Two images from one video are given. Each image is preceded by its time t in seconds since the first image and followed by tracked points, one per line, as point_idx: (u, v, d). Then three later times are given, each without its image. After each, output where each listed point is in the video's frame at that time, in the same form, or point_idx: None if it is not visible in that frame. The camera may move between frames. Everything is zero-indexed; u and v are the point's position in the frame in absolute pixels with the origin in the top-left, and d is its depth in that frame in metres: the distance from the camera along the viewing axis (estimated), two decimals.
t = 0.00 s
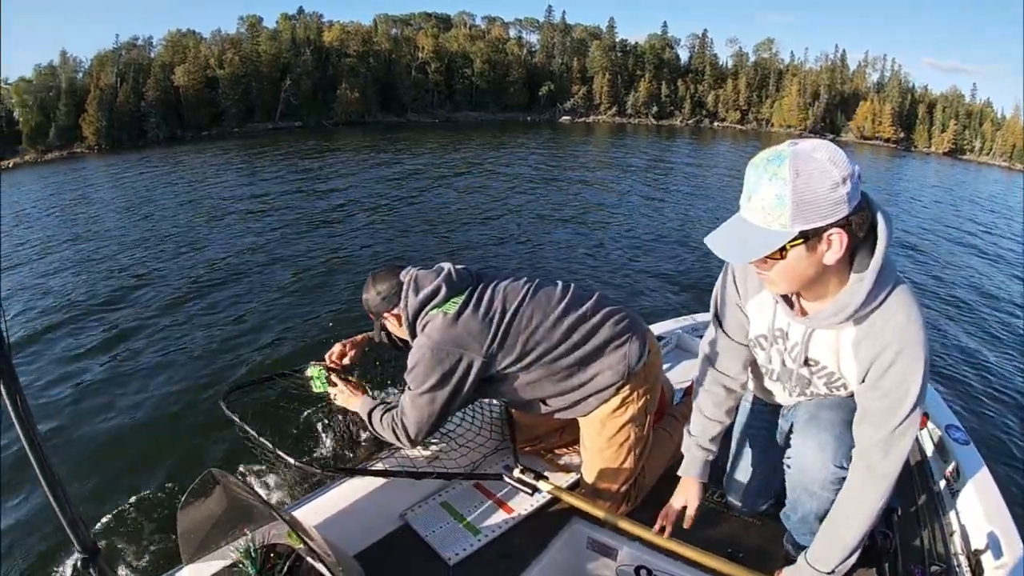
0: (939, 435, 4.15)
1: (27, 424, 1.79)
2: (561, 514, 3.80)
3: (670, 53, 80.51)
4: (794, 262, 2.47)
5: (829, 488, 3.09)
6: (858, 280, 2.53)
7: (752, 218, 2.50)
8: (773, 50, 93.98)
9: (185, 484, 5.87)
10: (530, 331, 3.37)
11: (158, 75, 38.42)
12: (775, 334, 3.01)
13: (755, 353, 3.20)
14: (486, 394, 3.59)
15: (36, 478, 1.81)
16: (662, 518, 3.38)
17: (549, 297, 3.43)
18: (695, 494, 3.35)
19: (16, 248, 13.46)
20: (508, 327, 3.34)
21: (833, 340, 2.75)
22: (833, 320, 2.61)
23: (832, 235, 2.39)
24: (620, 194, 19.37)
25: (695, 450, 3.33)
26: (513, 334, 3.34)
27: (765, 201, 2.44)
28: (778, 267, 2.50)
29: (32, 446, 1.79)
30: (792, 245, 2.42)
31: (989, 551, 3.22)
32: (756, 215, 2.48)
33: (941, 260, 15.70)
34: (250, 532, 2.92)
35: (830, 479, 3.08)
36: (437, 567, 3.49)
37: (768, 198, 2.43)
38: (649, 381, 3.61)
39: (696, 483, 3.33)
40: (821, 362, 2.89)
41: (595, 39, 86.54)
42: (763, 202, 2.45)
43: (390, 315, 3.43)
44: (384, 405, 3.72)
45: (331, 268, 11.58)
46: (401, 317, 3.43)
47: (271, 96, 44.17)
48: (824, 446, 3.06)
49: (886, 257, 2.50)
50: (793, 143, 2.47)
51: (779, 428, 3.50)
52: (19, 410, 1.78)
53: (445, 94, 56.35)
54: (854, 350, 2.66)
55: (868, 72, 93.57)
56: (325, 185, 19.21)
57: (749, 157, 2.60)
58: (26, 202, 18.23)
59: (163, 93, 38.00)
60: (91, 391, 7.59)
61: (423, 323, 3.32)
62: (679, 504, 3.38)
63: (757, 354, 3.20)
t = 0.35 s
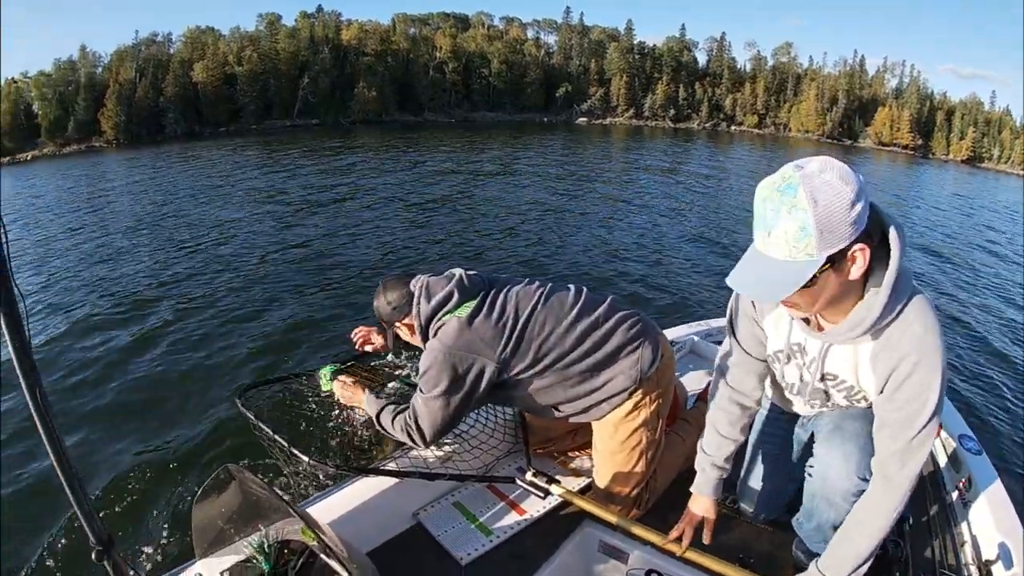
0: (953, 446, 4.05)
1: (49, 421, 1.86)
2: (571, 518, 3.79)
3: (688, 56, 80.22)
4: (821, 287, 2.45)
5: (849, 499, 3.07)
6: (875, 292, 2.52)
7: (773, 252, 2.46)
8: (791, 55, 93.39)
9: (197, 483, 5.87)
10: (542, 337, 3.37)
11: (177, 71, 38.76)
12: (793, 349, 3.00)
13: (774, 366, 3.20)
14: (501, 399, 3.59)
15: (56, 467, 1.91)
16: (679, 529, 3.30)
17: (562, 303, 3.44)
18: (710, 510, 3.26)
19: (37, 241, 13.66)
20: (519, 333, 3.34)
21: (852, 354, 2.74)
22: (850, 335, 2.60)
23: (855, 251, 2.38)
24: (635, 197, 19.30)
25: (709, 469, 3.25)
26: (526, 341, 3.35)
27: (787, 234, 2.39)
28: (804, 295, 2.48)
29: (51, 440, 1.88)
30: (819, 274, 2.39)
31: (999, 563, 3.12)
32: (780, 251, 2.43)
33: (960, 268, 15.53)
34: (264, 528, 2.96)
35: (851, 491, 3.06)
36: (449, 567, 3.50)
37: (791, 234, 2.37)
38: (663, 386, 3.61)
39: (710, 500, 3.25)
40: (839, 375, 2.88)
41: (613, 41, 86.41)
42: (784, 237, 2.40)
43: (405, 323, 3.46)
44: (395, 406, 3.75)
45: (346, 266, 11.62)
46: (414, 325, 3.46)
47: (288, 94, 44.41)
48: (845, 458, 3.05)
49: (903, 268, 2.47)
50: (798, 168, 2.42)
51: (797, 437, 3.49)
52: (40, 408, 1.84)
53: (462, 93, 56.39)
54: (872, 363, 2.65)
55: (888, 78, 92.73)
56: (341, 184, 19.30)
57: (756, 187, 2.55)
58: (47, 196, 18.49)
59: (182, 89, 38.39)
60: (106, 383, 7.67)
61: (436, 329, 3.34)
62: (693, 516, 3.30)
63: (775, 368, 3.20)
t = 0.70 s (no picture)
0: (966, 452, 3.78)
1: (60, 413, 1.86)
2: (581, 518, 3.79)
3: (702, 58, 80.01)
4: (870, 297, 2.43)
5: (870, 503, 3.05)
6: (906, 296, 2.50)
7: (825, 271, 2.41)
8: (806, 57, 92.91)
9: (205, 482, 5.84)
10: (557, 334, 3.38)
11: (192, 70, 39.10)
12: (815, 350, 2.99)
13: (793, 368, 3.19)
14: (511, 398, 3.58)
15: (66, 460, 1.90)
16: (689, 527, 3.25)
17: (571, 300, 3.46)
18: (720, 504, 3.24)
19: (52, 236, 13.81)
20: (534, 331, 3.36)
21: (879, 357, 2.73)
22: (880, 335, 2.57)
23: (899, 253, 2.39)
24: (647, 198, 19.26)
25: (722, 461, 3.25)
26: (537, 335, 3.35)
27: (839, 251, 2.35)
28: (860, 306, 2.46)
29: (63, 432, 1.87)
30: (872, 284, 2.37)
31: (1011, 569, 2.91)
32: (830, 268, 2.38)
33: (975, 274, 15.37)
34: (273, 522, 2.97)
35: (871, 494, 3.04)
36: (458, 564, 3.50)
37: (841, 251, 2.34)
38: (677, 387, 3.59)
39: (722, 493, 3.23)
40: (863, 378, 2.86)
41: (626, 42, 86.26)
42: (835, 253, 2.36)
43: (417, 325, 3.49)
44: (404, 404, 3.74)
45: (357, 265, 11.65)
46: (428, 329, 3.50)
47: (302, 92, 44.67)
48: (865, 459, 3.04)
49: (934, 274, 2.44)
50: (833, 182, 2.41)
51: (810, 438, 3.45)
52: (51, 399, 1.84)
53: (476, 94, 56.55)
54: (898, 367, 2.63)
55: (903, 82, 92.10)
56: (354, 183, 19.38)
57: (792, 206, 2.52)
58: (63, 191, 18.70)
59: (197, 87, 38.71)
60: (119, 377, 7.72)
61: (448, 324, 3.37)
62: (701, 513, 3.27)
63: (795, 369, 3.18)
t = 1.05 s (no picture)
0: (975, 453, 3.78)
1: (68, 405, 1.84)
2: (588, 515, 3.79)
3: (711, 56, 79.68)
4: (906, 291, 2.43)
5: (887, 497, 3.01)
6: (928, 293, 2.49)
7: (864, 269, 2.39)
8: (816, 56, 92.36)
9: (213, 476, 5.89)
10: (567, 328, 3.39)
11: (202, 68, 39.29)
12: (832, 344, 2.98)
13: (808, 363, 3.17)
14: (518, 394, 3.58)
15: (72, 451, 1.89)
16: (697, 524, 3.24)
17: (580, 295, 3.46)
18: (729, 500, 3.23)
19: (62, 232, 13.90)
20: (546, 326, 3.35)
21: (897, 353, 2.72)
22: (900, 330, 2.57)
23: (930, 246, 2.40)
24: (656, 197, 19.22)
25: (733, 458, 3.22)
26: (543, 331, 3.34)
27: (880, 250, 2.33)
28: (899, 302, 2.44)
29: (71, 428, 1.86)
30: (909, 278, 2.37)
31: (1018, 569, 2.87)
32: (872, 267, 2.36)
33: (986, 275, 15.25)
34: (281, 517, 2.98)
35: (888, 487, 3.01)
36: (465, 560, 3.51)
37: (882, 247, 2.33)
38: (685, 383, 3.59)
39: (732, 490, 3.22)
40: (882, 373, 2.84)
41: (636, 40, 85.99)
42: (875, 251, 2.35)
43: (425, 315, 3.47)
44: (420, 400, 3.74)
45: (364, 263, 11.67)
46: (433, 317, 3.48)
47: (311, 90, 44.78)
48: (881, 452, 3.01)
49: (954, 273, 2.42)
50: (866, 181, 2.38)
51: (821, 436, 3.44)
52: (59, 391, 1.82)
53: (485, 92, 56.56)
54: (916, 361, 2.62)
55: (914, 81, 91.32)
56: (362, 180, 19.39)
57: (824, 204, 2.49)
58: (73, 188, 18.82)
59: (206, 85, 38.85)
60: (128, 373, 7.76)
61: (455, 316, 3.35)
62: (713, 509, 3.26)
63: (810, 364, 3.17)
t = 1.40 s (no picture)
0: (978, 453, 3.74)
1: (76, 408, 1.86)
2: (590, 516, 3.79)
3: (717, 55, 79.45)
4: (880, 291, 2.44)
5: (892, 496, 3.01)
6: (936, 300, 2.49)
7: (845, 248, 2.45)
8: (822, 55, 91.98)
9: (220, 474, 5.91)
10: (576, 331, 3.38)
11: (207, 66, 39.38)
12: (841, 346, 2.98)
13: (816, 364, 3.17)
14: (525, 393, 3.58)
15: (80, 452, 1.91)
16: (701, 526, 3.24)
17: (593, 297, 3.44)
18: (733, 503, 3.22)
19: (67, 231, 13.96)
20: (554, 328, 3.34)
21: (904, 357, 2.72)
22: (909, 333, 2.57)
23: (923, 263, 2.36)
24: (661, 196, 19.20)
25: (738, 460, 3.20)
26: (550, 334, 3.33)
27: (861, 235, 2.38)
28: (872, 296, 2.46)
29: (79, 429, 1.87)
30: (884, 278, 2.39)
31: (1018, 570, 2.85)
32: (851, 249, 2.41)
33: (992, 275, 15.17)
34: (286, 517, 2.99)
35: (892, 487, 3.01)
36: (469, 561, 3.51)
37: (862, 236, 2.37)
38: (690, 386, 3.58)
39: (736, 492, 3.20)
40: (889, 376, 2.84)
41: (641, 38, 85.83)
42: (858, 236, 2.39)
43: (432, 306, 3.45)
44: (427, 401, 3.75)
45: (368, 262, 11.67)
46: (443, 307, 3.45)
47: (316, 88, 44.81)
48: (884, 452, 3.01)
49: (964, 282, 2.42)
50: (886, 171, 2.38)
51: (827, 437, 3.44)
52: (67, 394, 1.83)
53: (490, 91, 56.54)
54: (923, 364, 2.63)
55: (921, 80, 90.72)
56: (367, 179, 19.43)
57: (841, 181, 2.53)
58: (78, 185, 18.87)
59: (211, 83, 38.91)
60: (133, 372, 7.78)
61: (461, 316, 3.34)
62: (715, 512, 3.25)
63: (818, 366, 3.17)
